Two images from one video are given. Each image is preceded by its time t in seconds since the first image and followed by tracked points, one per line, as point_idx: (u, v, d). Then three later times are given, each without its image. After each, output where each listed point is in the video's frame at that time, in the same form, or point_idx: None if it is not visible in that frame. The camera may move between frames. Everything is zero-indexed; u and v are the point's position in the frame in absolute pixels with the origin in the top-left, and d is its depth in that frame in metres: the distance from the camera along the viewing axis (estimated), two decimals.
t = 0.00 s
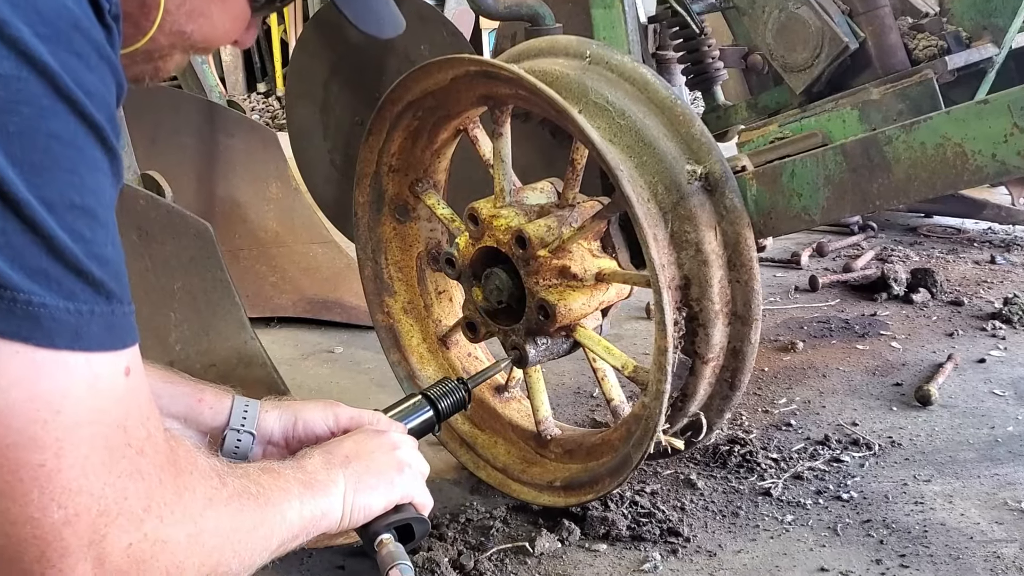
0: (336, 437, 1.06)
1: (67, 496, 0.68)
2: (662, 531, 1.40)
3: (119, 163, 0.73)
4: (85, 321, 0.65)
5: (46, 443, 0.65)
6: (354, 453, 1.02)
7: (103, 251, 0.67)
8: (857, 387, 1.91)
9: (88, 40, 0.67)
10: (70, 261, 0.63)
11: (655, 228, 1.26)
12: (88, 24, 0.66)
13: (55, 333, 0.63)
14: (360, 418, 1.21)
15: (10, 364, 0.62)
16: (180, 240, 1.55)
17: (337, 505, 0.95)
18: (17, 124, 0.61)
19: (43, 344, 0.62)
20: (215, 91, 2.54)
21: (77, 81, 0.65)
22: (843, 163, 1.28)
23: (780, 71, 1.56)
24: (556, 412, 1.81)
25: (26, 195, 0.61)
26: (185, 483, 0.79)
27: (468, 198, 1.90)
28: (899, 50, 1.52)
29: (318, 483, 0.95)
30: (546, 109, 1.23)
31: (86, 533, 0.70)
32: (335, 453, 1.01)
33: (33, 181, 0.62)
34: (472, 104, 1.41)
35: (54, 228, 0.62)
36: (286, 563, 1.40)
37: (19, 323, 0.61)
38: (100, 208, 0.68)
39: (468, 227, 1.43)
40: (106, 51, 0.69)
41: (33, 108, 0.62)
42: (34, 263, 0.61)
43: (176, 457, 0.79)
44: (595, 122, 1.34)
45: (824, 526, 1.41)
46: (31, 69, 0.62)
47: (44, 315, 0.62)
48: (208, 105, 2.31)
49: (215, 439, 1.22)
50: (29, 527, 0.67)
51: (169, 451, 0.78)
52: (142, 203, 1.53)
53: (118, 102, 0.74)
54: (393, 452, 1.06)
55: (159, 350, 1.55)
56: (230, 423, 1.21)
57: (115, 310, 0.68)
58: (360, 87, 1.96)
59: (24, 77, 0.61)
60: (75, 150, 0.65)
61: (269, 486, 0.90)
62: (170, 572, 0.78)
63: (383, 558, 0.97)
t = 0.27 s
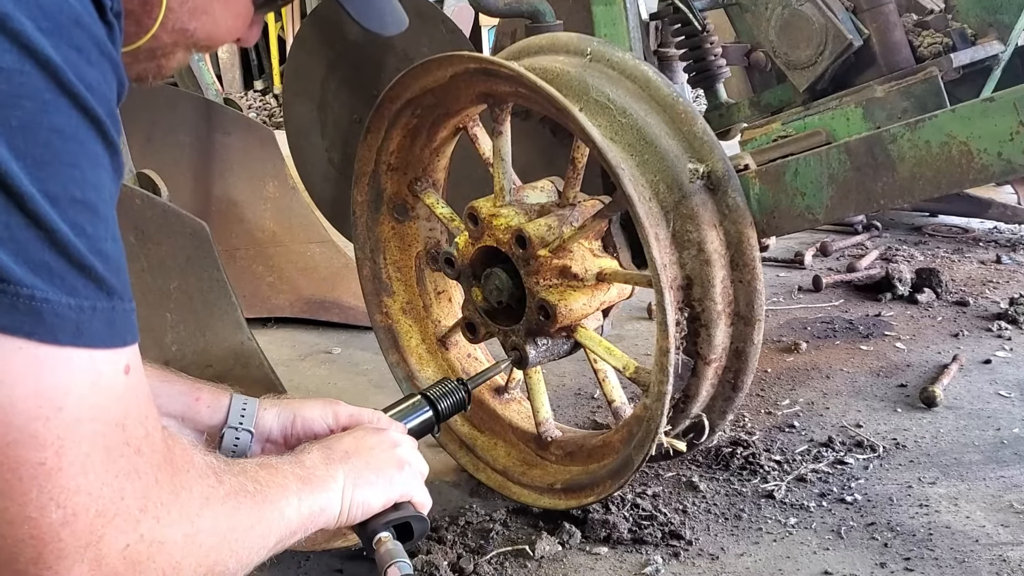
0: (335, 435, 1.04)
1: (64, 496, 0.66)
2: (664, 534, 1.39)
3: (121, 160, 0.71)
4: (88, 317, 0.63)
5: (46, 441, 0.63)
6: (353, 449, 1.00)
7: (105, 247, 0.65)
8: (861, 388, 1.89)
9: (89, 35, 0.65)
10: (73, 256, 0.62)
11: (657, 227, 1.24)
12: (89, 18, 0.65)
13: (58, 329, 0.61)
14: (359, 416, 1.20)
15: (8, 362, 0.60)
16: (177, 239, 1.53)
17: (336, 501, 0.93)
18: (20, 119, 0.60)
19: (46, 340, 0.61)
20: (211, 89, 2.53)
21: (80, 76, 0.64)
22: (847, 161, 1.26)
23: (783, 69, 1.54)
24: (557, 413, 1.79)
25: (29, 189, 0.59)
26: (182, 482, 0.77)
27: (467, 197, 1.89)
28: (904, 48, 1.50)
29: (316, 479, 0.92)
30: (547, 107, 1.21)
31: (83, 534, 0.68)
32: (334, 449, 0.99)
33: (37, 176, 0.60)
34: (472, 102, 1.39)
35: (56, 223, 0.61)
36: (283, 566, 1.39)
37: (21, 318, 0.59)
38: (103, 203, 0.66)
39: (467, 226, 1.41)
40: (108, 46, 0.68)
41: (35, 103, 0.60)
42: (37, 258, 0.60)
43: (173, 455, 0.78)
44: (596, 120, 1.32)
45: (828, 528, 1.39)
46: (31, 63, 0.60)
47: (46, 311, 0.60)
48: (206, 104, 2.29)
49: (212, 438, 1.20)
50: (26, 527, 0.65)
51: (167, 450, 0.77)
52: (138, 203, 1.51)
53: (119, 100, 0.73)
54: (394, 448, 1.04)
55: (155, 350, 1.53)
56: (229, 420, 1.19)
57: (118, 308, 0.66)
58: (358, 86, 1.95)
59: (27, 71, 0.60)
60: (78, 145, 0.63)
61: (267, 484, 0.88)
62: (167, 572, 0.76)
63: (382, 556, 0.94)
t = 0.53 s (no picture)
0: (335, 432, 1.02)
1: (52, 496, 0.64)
2: (666, 537, 1.37)
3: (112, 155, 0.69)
4: (75, 314, 0.61)
5: (32, 439, 0.62)
6: (354, 445, 0.99)
7: (94, 243, 0.64)
8: (865, 389, 1.87)
9: (77, 28, 0.64)
10: (59, 251, 0.60)
11: (658, 226, 1.22)
12: (76, 11, 0.64)
13: (43, 326, 0.59)
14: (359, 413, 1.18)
15: None
16: (173, 239, 1.52)
17: (338, 498, 0.91)
18: (5, 112, 0.58)
19: (31, 337, 0.59)
20: (208, 86, 2.51)
21: (67, 69, 0.62)
22: (851, 160, 1.24)
23: (786, 65, 1.53)
24: (558, 415, 1.77)
25: (13, 183, 0.58)
26: (176, 481, 0.75)
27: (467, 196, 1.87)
28: (909, 45, 1.48)
29: (318, 475, 0.91)
30: (548, 105, 1.20)
31: (73, 535, 0.67)
32: (337, 445, 0.98)
33: (22, 170, 0.59)
34: (471, 99, 1.37)
35: (42, 219, 0.59)
36: (281, 569, 1.37)
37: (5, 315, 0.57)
38: (91, 198, 0.64)
39: (467, 225, 1.39)
40: (97, 40, 0.66)
41: (20, 96, 0.59)
42: (21, 254, 0.58)
43: (166, 454, 0.76)
44: (597, 118, 1.30)
45: (831, 531, 1.37)
46: (16, 55, 0.59)
47: (31, 308, 0.58)
48: (203, 102, 2.27)
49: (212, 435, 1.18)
50: (14, 528, 0.64)
51: (160, 450, 0.75)
52: (134, 202, 1.50)
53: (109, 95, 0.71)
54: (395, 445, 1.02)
55: (151, 351, 1.51)
56: (229, 416, 1.17)
57: (108, 305, 0.65)
58: (356, 84, 1.93)
59: (11, 63, 0.58)
60: (64, 139, 0.62)
61: (266, 481, 0.86)
62: (160, 573, 0.74)
63: (386, 555, 0.92)
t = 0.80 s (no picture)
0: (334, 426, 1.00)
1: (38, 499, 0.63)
2: (668, 540, 1.35)
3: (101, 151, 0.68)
4: (63, 312, 0.60)
5: (17, 441, 0.60)
6: (354, 437, 0.97)
7: (82, 240, 0.62)
8: (869, 391, 1.86)
9: (63, 21, 0.62)
10: (46, 249, 0.59)
11: (660, 225, 1.21)
12: (63, 3, 0.62)
13: (30, 325, 0.58)
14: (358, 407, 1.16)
15: None
16: (169, 240, 1.50)
17: (336, 488, 0.90)
18: None
19: (17, 337, 0.58)
20: (204, 84, 2.49)
21: (53, 63, 0.61)
22: (855, 159, 1.22)
23: (789, 63, 1.50)
24: (559, 416, 1.76)
25: None
26: (167, 481, 0.74)
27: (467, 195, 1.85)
28: (913, 42, 1.46)
29: (313, 468, 0.89)
30: (548, 103, 1.18)
31: (62, 537, 0.65)
32: (335, 436, 0.96)
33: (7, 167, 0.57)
34: (471, 97, 1.36)
35: (28, 216, 0.58)
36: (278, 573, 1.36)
37: None
38: (79, 194, 0.63)
39: (467, 225, 1.38)
40: (85, 33, 0.64)
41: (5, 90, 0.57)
42: (6, 251, 0.57)
43: (158, 454, 0.74)
44: (598, 116, 1.29)
45: (835, 534, 1.35)
46: (1, 49, 0.57)
47: (17, 307, 0.57)
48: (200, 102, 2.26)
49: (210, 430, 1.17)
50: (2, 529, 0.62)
51: (151, 450, 0.73)
52: (129, 201, 1.48)
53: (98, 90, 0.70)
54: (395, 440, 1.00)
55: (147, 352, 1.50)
56: (227, 409, 1.16)
57: (97, 304, 0.63)
58: (355, 82, 1.91)
59: None
60: (51, 134, 0.60)
61: (262, 475, 0.84)
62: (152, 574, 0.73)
63: (381, 549, 0.89)
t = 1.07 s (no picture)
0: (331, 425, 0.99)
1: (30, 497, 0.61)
2: (669, 543, 1.34)
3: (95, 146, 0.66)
4: (56, 310, 0.58)
5: (9, 441, 0.59)
6: (352, 436, 0.95)
7: (75, 237, 0.61)
8: (873, 392, 1.84)
9: (56, 14, 0.61)
10: (40, 246, 0.57)
11: (661, 224, 1.19)
12: None
13: (23, 323, 0.57)
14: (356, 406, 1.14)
15: None
16: (166, 240, 1.48)
17: (333, 486, 0.88)
18: None
19: (9, 335, 0.56)
20: (202, 82, 2.47)
21: (45, 56, 0.59)
22: (859, 157, 1.20)
23: (793, 61, 1.49)
24: (560, 418, 1.74)
25: None
26: (162, 481, 0.72)
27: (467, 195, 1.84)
28: (918, 40, 1.45)
29: (310, 466, 0.87)
30: (548, 100, 1.16)
31: (55, 538, 0.64)
32: (333, 435, 0.94)
33: None
34: (471, 94, 1.34)
35: (21, 213, 0.56)
36: None
37: None
38: (73, 191, 0.61)
39: (466, 224, 1.36)
40: (77, 27, 0.63)
41: None
42: None
43: (153, 454, 0.72)
44: (599, 114, 1.27)
45: (839, 537, 1.34)
46: None
47: (10, 305, 0.56)
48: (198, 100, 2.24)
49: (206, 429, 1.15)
50: None
51: (146, 450, 0.71)
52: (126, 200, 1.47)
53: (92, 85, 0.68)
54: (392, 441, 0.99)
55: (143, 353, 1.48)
56: (223, 407, 1.14)
57: (91, 302, 0.62)
58: (354, 81, 1.90)
59: None
60: (44, 128, 0.59)
61: (258, 473, 0.82)
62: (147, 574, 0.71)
63: (377, 549, 0.88)
